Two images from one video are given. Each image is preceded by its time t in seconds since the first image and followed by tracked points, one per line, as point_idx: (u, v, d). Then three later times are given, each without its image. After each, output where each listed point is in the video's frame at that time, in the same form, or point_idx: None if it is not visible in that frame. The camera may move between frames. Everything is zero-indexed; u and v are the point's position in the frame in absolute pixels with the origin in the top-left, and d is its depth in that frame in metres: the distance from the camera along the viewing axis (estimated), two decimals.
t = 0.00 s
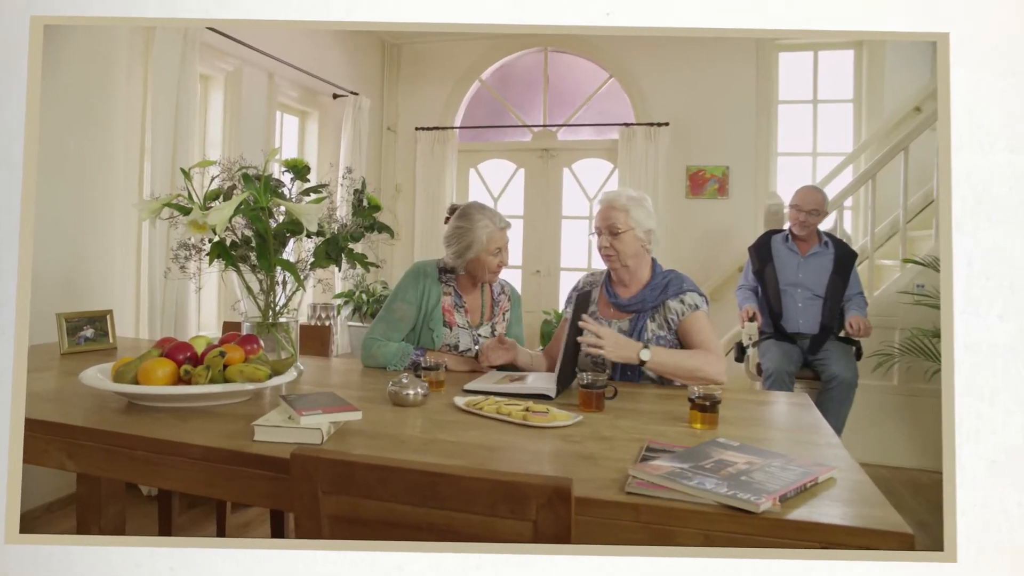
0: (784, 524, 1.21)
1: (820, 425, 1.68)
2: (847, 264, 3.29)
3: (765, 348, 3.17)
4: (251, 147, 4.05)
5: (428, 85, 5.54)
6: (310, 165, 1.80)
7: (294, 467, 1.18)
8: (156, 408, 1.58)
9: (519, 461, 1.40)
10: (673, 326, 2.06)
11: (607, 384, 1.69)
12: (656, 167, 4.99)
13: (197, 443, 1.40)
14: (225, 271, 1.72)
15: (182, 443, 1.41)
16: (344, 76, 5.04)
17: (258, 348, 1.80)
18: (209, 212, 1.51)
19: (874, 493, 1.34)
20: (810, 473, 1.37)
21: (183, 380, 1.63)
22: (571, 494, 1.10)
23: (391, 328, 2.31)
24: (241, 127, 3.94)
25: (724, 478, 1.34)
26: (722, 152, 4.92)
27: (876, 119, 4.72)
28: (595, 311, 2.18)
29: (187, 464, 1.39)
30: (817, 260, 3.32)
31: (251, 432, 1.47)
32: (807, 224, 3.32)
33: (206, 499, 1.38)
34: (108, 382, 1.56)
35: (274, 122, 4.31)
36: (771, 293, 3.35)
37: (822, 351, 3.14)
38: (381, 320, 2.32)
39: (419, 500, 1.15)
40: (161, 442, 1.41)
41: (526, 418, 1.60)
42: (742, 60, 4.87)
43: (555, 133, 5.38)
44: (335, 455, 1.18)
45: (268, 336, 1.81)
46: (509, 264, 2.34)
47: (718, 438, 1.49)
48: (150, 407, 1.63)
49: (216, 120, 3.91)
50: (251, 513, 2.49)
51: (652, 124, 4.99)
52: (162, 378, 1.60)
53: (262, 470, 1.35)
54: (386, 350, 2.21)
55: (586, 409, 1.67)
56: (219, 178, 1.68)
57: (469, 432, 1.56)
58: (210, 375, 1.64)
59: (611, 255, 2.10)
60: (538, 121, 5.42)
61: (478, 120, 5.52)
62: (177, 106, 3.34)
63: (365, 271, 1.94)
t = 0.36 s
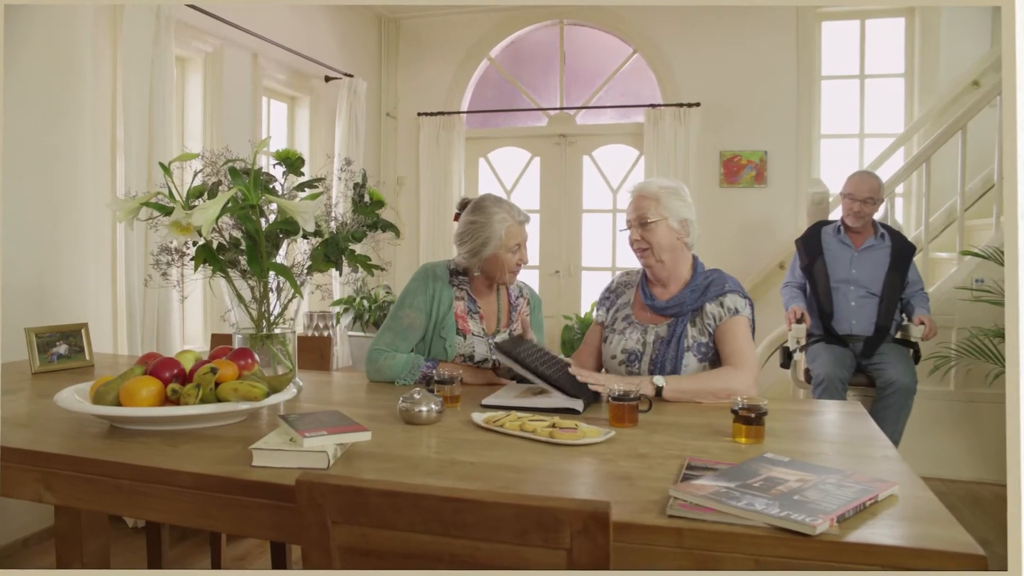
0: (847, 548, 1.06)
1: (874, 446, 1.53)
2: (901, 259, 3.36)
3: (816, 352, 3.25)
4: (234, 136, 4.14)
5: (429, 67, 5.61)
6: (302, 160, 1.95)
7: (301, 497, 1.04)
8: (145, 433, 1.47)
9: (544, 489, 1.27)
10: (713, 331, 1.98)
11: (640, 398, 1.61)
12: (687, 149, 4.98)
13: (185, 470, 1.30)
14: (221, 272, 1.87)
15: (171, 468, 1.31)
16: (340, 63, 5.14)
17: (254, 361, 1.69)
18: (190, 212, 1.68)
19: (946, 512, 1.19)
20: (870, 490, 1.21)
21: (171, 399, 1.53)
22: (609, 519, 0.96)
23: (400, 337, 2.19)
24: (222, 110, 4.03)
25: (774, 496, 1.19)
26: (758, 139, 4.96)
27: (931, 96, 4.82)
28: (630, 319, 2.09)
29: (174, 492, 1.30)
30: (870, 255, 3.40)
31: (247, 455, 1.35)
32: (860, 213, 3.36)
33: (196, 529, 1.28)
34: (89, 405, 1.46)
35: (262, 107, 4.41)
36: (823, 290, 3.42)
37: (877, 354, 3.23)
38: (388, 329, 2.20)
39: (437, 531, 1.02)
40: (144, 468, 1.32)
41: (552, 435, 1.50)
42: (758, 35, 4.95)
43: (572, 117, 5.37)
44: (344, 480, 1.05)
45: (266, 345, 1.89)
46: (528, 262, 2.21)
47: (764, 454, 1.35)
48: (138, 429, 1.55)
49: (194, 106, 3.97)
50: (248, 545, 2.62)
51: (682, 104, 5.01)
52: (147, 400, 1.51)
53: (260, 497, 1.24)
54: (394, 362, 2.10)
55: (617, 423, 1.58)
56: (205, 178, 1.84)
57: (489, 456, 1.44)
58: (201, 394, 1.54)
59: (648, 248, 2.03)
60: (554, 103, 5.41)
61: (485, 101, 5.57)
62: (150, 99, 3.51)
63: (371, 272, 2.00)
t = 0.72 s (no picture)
0: (886, 560, 0.99)
1: (902, 456, 1.47)
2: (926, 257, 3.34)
3: (839, 355, 3.26)
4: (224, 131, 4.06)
5: (429, 62, 5.52)
6: (298, 157, 1.89)
7: (307, 514, 0.97)
8: (138, 446, 1.41)
9: (560, 504, 1.21)
10: (737, 334, 2.09)
11: (656, 404, 1.62)
12: (697, 142, 4.93)
13: (182, 485, 1.24)
14: (214, 275, 1.81)
15: (165, 484, 1.25)
16: (334, 55, 5.05)
17: (251, 368, 1.61)
18: (181, 212, 1.61)
19: (988, 522, 1.12)
20: (905, 497, 1.15)
21: (164, 413, 1.46)
22: (635, 532, 0.89)
23: (400, 342, 2.12)
24: (210, 107, 3.93)
25: (804, 505, 1.12)
26: (771, 132, 4.91)
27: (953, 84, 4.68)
28: (652, 322, 2.21)
29: (168, 509, 1.23)
30: (894, 253, 3.37)
31: (247, 468, 1.29)
32: (884, 208, 3.31)
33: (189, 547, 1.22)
34: (76, 420, 1.39)
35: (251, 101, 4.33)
36: (846, 290, 3.39)
37: (902, 356, 3.22)
38: (389, 334, 2.13)
39: (453, 548, 0.95)
40: (136, 483, 1.25)
41: (566, 445, 1.47)
42: (767, 25, 4.90)
43: (578, 109, 5.31)
44: (352, 495, 0.98)
45: (262, 351, 1.83)
46: (532, 263, 2.16)
47: (788, 462, 1.29)
48: (129, 441, 1.48)
49: (181, 103, 3.90)
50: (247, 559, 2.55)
51: (692, 95, 4.95)
52: (139, 411, 1.44)
53: (259, 514, 1.18)
54: (397, 369, 2.04)
55: (634, 431, 1.60)
56: (195, 177, 1.78)
57: (501, 470, 1.37)
58: (195, 407, 1.46)
59: (677, 249, 2.15)
60: (558, 95, 5.37)
61: (487, 94, 5.51)
62: (136, 96, 3.43)
63: (372, 273, 1.94)
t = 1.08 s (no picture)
0: (898, 564, 0.98)
1: (907, 458, 1.46)
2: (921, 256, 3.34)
3: (834, 355, 3.26)
4: (215, 130, 4.02)
5: (422, 60, 5.49)
6: (294, 156, 1.87)
7: (310, 520, 0.95)
8: (134, 450, 1.38)
9: (565, 509, 1.19)
10: (740, 335, 2.08)
11: (658, 405, 1.61)
12: (691, 142, 4.92)
13: (180, 489, 1.22)
14: (209, 275, 1.78)
15: (163, 488, 1.22)
16: (326, 53, 5.01)
17: (248, 370, 1.59)
18: (175, 211, 1.59)
19: (999, 526, 1.11)
20: (913, 500, 1.13)
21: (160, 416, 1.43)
22: (646, 538, 0.88)
23: (397, 343, 2.10)
24: (202, 106, 3.90)
25: (812, 508, 1.11)
26: (764, 132, 4.91)
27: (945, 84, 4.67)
28: (654, 322, 2.20)
29: (165, 514, 1.21)
30: (889, 252, 3.37)
31: (246, 472, 1.27)
32: (880, 211, 3.32)
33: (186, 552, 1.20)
34: (70, 424, 1.37)
35: (243, 100, 4.29)
36: (841, 289, 3.39)
37: (898, 356, 3.22)
38: (387, 335, 2.11)
39: (460, 554, 0.94)
40: (132, 488, 1.23)
41: (569, 447, 1.45)
42: (760, 24, 4.90)
43: (571, 109, 5.29)
44: (356, 500, 0.96)
45: (258, 352, 1.81)
46: (529, 261, 2.15)
47: (794, 465, 1.28)
48: (123, 444, 1.46)
49: (172, 101, 3.85)
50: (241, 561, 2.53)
51: (686, 95, 4.94)
52: (134, 414, 1.41)
53: (259, 518, 1.16)
54: (394, 371, 2.02)
55: (635, 431, 1.59)
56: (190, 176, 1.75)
57: (503, 473, 1.35)
58: (192, 409, 1.44)
59: (683, 250, 2.13)
60: (552, 95, 5.35)
61: (480, 93, 5.48)
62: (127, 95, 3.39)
63: (368, 273, 1.92)
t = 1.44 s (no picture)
0: (913, 568, 0.97)
1: (911, 459, 1.45)
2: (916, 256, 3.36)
3: (830, 356, 3.25)
4: (207, 128, 3.98)
5: (414, 59, 5.47)
6: (290, 154, 1.84)
7: (314, 525, 0.93)
8: (129, 455, 1.35)
9: (572, 512, 1.17)
10: (738, 336, 2.07)
11: (660, 407, 1.60)
12: (684, 142, 4.92)
13: (178, 495, 1.19)
14: (203, 275, 1.75)
15: (160, 494, 1.19)
16: (317, 51, 4.98)
17: (244, 372, 1.57)
18: (170, 211, 1.56)
19: (1009, 528, 1.10)
20: (923, 502, 1.12)
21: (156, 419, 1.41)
22: (658, 543, 0.86)
23: (393, 345, 2.08)
24: (194, 105, 3.86)
25: (821, 510, 1.09)
26: (756, 132, 4.92)
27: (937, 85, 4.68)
28: (651, 323, 2.18)
29: (162, 520, 1.18)
30: (886, 253, 3.38)
31: (246, 476, 1.24)
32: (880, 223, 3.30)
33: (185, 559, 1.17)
34: (62, 427, 1.33)
35: (235, 99, 4.25)
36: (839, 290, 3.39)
37: (893, 357, 3.21)
38: (383, 337, 2.09)
39: (467, 559, 0.92)
40: (128, 493, 1.20)
41: (571, 449, 1.44)
42: (753, 24, 4.90)
43: (564, 109, 5.28)
44: (360, 505, 0.94)
45: (253, 354, 1.79)
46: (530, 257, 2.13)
47: (801, 468, 1.27)
48: (116, 447, 1.43)
49: (163, 99, 3.81)
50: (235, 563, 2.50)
51: (680, 95, 4.93)
52: (129, 416, 1.38)
53: (259, 524, 1.13)
54: (391, 372, 2.00)
55: (636, 433, 1.57)
56: (184, 174, 1.72)
57: (506, 476, 1.34)
58: (187, 412, 1.41)
59: (672, 249, 2.12)
60: (545, 94, 5.32)
61: (472, 92, 5.46)
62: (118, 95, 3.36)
63: (365, 274, 1.89)
